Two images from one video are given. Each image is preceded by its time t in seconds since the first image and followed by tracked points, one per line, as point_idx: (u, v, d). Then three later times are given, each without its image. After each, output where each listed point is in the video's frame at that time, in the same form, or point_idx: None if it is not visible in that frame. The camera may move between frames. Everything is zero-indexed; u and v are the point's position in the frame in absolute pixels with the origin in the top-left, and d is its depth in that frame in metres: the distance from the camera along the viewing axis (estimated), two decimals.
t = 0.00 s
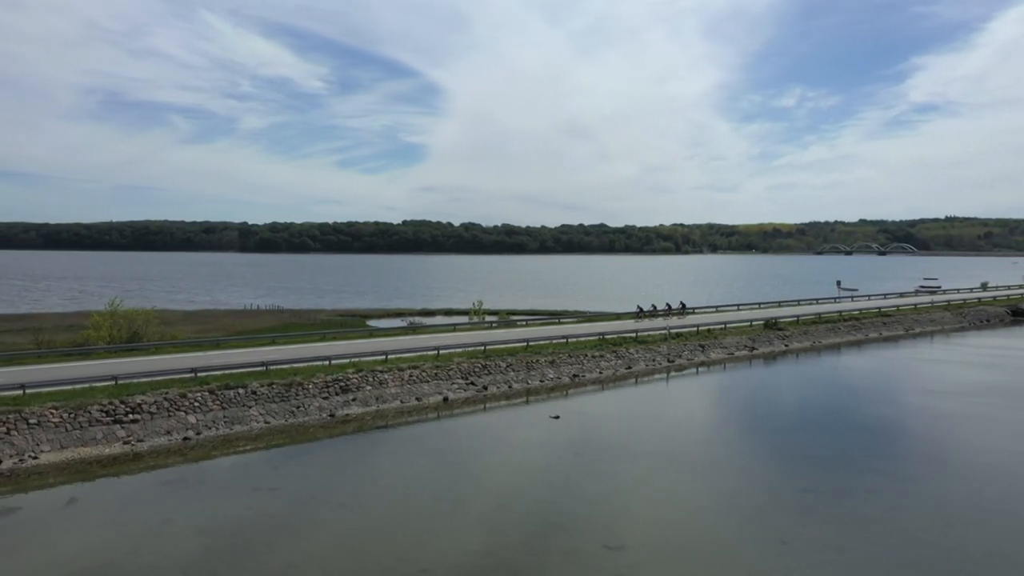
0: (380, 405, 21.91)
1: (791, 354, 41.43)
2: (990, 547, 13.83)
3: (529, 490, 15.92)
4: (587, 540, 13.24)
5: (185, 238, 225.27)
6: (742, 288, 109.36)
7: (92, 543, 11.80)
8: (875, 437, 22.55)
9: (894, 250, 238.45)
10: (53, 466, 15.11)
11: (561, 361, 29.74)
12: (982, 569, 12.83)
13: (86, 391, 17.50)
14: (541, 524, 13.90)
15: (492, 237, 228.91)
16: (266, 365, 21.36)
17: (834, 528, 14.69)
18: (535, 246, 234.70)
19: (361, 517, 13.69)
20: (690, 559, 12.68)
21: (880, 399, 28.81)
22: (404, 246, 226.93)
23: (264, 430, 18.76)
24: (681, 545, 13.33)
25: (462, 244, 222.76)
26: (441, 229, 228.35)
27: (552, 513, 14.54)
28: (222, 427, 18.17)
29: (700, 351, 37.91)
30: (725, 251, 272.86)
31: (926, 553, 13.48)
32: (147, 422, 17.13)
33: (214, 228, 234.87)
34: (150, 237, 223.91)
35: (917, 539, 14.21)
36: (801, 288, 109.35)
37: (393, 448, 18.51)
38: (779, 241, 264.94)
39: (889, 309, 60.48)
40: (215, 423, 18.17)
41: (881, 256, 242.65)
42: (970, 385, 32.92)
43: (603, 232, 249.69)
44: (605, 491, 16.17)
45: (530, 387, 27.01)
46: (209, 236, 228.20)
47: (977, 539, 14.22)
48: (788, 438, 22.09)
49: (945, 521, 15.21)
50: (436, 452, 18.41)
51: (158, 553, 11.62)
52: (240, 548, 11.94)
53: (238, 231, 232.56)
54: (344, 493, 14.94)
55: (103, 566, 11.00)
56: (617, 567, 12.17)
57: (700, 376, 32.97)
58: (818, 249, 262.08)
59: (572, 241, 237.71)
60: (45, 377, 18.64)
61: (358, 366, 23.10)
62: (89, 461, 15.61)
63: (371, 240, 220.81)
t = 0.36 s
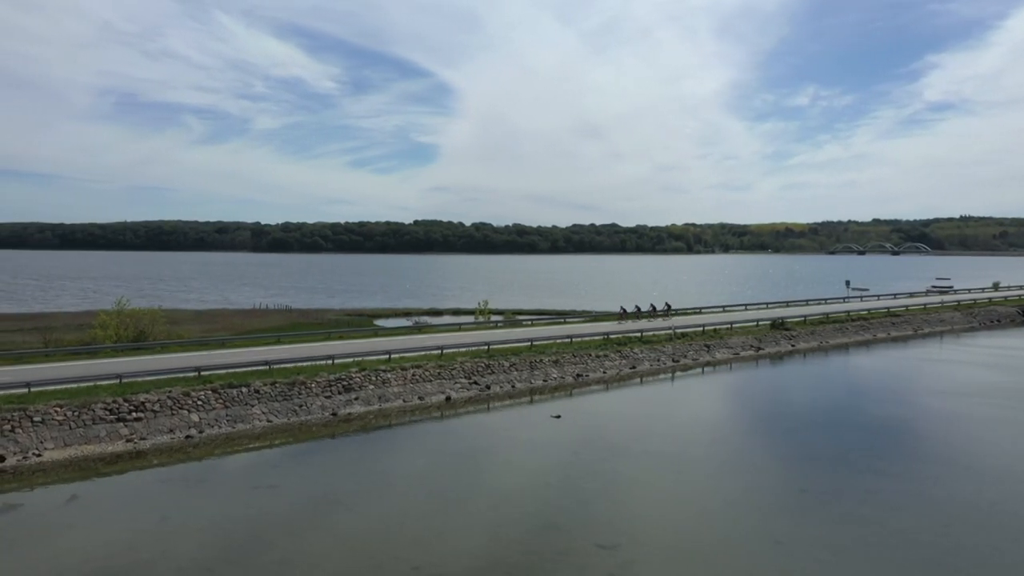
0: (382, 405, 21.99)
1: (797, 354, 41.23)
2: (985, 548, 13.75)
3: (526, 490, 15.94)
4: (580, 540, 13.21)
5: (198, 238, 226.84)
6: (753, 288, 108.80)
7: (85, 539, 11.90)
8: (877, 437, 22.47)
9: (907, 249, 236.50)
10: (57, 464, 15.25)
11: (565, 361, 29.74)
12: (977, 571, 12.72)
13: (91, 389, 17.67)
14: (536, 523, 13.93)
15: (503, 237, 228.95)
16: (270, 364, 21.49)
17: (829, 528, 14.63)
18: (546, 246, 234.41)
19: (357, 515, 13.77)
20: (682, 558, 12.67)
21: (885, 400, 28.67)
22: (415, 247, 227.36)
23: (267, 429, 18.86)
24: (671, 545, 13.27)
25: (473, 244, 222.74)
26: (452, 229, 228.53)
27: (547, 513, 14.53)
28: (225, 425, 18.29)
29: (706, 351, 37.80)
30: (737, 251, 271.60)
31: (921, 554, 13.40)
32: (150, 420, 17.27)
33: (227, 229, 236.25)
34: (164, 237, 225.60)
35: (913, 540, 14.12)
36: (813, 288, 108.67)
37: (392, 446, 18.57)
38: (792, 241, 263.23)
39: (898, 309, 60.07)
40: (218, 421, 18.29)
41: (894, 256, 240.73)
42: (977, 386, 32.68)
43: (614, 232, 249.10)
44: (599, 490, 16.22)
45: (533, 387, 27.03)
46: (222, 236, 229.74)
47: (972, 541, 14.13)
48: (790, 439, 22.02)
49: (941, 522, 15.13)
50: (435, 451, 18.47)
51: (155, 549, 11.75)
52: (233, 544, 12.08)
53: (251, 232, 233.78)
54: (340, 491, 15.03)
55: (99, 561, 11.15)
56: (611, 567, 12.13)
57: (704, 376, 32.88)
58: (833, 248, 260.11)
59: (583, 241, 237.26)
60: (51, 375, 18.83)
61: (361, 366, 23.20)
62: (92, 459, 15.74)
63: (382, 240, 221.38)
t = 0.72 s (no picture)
0: (388, 404, 22.09)
1: (807, 355, 40.94)
2: (988, 551, 13.55)
3: (525, 489, 15.90)
4: (576, 538, 13.12)
5: (216, 238, 228.85)
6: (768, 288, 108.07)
7: (85, 535, 12.05)
8: (884, 439, 22.26)
9: (926, 248, 233.80)
10: (64, 461, 15.44)
11: (572, 361, 29.72)
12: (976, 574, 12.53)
13: (99, 387, 17.88)
14: (533, 521, 13.86)
15: (518, 237, 228.85)
16: (276, 363, 21.65)
17: (830, 529, 14.47)
18: (561, 246, 234.06)
19: (357, 513, 13.81)
20: (677, 557, 12.57)
21: (893, 401, 28.41)
22: (429, 247, 227.83)
23: (272, 427, 18.99)
24: (668, 543, 13.17)
25: (487, 244, 222.82)
26: (466, 229, 228.83)
27: (545, 512, 14.41)
28: (231, 424, 18.44)
29: (715, 351, 37.64)
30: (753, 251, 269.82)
31: (923, 556, 13.22)
32: (157, 418, 17.44)
33: (243, 229, 238.14)
34: (182, 237, 227.97)
35: (915, 542, 13.94)
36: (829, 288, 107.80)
37: (394, 446, 18.65)
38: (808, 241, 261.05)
39: (911, 309, 59.48)
40: (224, 420, 18.45)
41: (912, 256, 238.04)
42: (989, 387, 32.30)
43: (629, 232, 248.19)
44: (599, 489, 16.13)
45: (539, 386, 27.03)
46: (239, 237, 231.68)
47: (976, 543, 13.92)
48: (796, 440, 21.84)
49: (944, 524, 14.94)
50: (438, 450, 18.51)
51: (153, 544, 11.89)
52: (229, 541, 12.19)
53: (267, 232, 235.40)
54: (339, 489, 15.10)
55: (98, 557, 11.29)
56: (607, 566, 11.98)
57: (712, 376, 32.73)
58: (850, 248, 257.74)
59: (598, 241, 236.65)
60: (61, 374, 19.08)
61: (367, 365, 23.32)
62: (99, 456, 15.92)
63: (398, 240, 222.06)
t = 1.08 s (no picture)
0: (395, 403, 22.17)
1: (819, 355, 40.62)
2: (993, 554, 13.32)
3: (525, 487, 15.86)
4: (572, 536, 13.03)
5: (234, 238, 230.80)
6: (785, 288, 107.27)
7: (87, 531, 12.19)
8: (891, 440, 22.02)
9: (947, 248, 230.57)
10: (73, 457, 15.65)
11: (580, 361, 29.68)
12: None
13: (110, 385, 18.10)
14: (532, 519, 13.82)
15: (535, 237, 228.61)
16: (284, 362, 21.79)
17: (830, 528, 14.29)
18: (577, 246, 233.59)
19: (355, 512, 13.83)
20: (673, 555, 12.46)
21: (903, 402, 28.11)
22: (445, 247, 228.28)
23: (280, 426, 19.14)
24: (665, 541, 13.07)
25: (503, 244, 222.84)
26: (482, 229, 229.10)
27: (544, 511, 14.30)
28: (238, 422, 18.60)
29: (725, 351, 37.44)
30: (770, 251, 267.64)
31: (925, 558, 13.03)
32: (165, 416, 17.62)
33: (261, 229, 240.09)
34: (201, 237, 230.21)
35: (916, 543, 13.75)
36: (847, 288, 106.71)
37: (397, 444, 18.69)
38: (827, 241, 258.57)
39: (926, 309, 58.82)
40: (232, 418, 18.61)
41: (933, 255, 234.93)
42: (1003, 388, 31.81)
43: (646, 232, 247.03)
44: (599, 488, 16.06)
45: (547, 386, 27.03)
46: (258, 236, 233.50)
47: (981, 546, 13.69)
48: (802, 440, 21.65)
49: (948, 526, 14.72)
50: (441, 449, 18.56)
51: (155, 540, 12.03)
52: (228, 538, 12.24)
53: (285, 232, 237.12)
54: (340, 487, 15.18)
55: (97, 553, 11.40)
56: (604, 564, 11.85)
57: (721, 377, 32.55)
58: (869, 247, 254.90)
59: (614, 241, 235.94)
60: (73, 372, 19.36)
61: (375, 364, 23.44)
62: (107, 453, 16.11)
63: (414, 239, 222.68)
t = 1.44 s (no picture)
0: (401, 402, 22.29)
1: (831, 356, 40.32)
2: (996, 558, 13.13)
3: (527, 487, 15.85)
4: (568, 534, 12.99)
5: (252, 238, 232.57)
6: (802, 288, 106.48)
7: (91, 527, 12.37)
8: (897, 441, 21.81)
9: (968, 248, 227.56)
10: (82, 455, 15.85)
11: (588, 360, 29.65)
12: None
13: (120, 383, 18.32)
14: (531, 519, 13.80)
15: (551, 237, 228.30)
16: (292, 361, 21.95)
17: (830, 531, 14.14)
18: (593, 246, 232.68)
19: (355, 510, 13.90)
20: (669, 555, 12.43)
21: (912, 403, 27.88)
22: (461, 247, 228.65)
23: (287, 424, 19.31)
24: (662, 541, 13.00)
25: (519, 244, 222.59)
26: (498, 229, 228.89)
27: (542, 511, 14.31)
28: (245, 420, 18.76)
29: (735, 351, 37.25)
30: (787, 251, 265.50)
31: (924, 561, 12.89)
32: (173, 414, 17.82)
33: (279, 229, 241.79)
34: (219, 237, 232.19)
35: (919, 546, 13.58)
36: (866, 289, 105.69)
37: (400, 443, 18.79)
38: (846, 241, 255.54)
39: (942, 310, 58.15)
40: (239, 416, 18.78)
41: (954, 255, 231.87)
42: (1017, 389, 31.38)
43: (662, 232, 245.93)
44: (601, 488, 16.01)
45: (554, 386, 27.04)
46: (275, 236, 235.17)
47: (982, 550, 13.51)
48: (808, 441, 21.51)
49: (949, 529, 14.57)
50: (445, 448, 18.61)
51: (160, 535, 12.23)
52: (228, 535, 12.36)
53: (302, 232, 238.71)
54: (343, 485, 15.31)
55: (99, 548, 11.56)
56: (598, 563, 11.84)
57: (730, 377, 32.39)
58: (889, 247, 252.21)
59: (630, 241, 234.63)
60: (83, 370, 19.63)
61: (382, 363, 23.57)
62: (116, 450, 16.32)
63: (430, 239, 223.17)
